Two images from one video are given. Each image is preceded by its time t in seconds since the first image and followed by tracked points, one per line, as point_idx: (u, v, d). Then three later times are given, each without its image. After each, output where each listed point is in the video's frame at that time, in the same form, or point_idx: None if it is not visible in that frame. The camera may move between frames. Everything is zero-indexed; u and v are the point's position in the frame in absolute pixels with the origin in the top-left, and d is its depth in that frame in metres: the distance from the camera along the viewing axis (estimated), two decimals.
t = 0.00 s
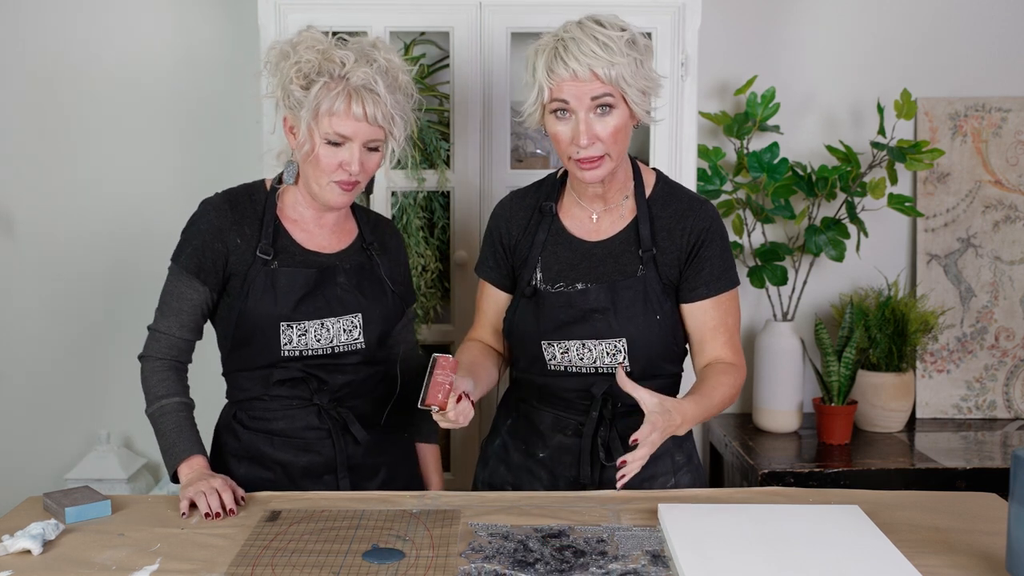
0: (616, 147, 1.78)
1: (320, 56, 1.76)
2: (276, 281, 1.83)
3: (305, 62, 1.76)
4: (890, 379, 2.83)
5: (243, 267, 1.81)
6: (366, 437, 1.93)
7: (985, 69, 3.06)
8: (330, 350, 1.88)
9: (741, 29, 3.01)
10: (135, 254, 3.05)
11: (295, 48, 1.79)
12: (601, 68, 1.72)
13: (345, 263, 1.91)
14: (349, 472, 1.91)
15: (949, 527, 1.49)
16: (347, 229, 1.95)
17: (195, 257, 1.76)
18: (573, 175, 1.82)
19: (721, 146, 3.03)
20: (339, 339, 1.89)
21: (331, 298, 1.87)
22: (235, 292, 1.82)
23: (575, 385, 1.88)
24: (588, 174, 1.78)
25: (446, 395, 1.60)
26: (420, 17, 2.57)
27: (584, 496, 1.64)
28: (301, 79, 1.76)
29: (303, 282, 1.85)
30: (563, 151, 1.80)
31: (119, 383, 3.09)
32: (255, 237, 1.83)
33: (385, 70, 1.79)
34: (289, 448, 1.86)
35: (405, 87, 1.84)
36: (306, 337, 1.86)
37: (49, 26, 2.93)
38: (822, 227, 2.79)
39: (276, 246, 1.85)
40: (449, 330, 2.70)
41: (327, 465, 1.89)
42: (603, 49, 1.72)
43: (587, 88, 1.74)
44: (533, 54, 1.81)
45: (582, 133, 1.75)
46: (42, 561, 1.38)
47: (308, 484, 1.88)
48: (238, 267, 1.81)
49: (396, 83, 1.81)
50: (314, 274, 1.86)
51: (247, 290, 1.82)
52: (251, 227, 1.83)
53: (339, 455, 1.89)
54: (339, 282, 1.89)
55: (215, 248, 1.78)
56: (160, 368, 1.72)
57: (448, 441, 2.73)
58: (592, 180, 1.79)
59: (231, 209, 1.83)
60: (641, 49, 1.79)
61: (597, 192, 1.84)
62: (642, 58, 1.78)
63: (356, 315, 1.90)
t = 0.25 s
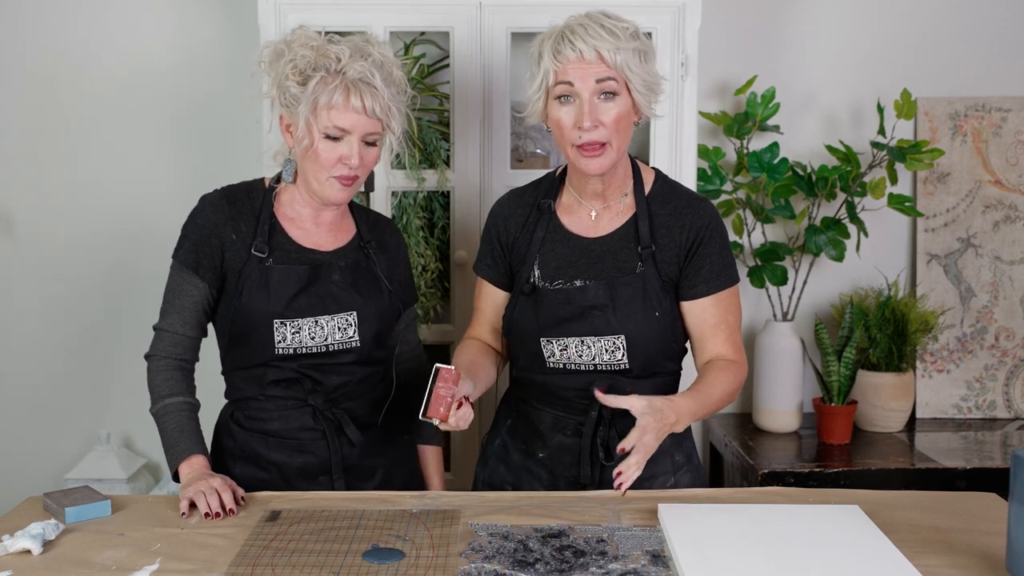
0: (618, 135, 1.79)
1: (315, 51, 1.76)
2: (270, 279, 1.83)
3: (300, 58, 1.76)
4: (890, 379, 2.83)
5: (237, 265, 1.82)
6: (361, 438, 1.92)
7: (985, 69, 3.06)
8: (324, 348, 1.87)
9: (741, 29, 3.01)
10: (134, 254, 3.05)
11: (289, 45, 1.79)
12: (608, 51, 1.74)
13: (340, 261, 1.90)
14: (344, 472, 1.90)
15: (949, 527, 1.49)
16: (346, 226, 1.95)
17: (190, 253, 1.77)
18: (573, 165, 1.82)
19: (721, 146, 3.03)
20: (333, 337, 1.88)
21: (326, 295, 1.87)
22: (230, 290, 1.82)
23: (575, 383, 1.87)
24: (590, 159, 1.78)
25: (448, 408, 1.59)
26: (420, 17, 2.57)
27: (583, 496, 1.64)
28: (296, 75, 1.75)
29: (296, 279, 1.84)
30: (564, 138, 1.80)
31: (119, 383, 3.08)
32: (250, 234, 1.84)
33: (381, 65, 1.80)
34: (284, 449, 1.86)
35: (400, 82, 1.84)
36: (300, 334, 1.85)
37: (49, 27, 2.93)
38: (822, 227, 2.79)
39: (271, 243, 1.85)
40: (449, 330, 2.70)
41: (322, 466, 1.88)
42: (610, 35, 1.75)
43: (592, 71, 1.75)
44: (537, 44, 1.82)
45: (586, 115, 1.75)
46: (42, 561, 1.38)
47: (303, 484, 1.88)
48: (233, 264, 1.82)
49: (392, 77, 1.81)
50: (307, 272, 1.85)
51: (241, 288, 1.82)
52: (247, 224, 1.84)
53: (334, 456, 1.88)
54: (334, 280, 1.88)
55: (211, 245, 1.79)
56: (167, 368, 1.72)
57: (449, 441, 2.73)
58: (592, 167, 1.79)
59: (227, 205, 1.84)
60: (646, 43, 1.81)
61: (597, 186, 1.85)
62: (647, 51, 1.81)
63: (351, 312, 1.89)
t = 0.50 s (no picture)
0: (619, 130, 1.79)
1: (318, 54, 1.77)
2: (271, 278, 1.83)
3: (304, 60, 1.76)
4: (890, 379, 2.83)
5: (238, 264, 1.82)
6: (362, 440, 1.92)
7: (985, 69, 3.06)
8: (324, 348, 1.87)
9: (741, 28, 3.01)
10: (135, 254, 3.05)
11: (292, 47, 1.79)
12: (612, 45, 1.75)
13: (341, 261, 1.90)
14: (345, 473, 1.90)
15: (949, 527, 1.49)
16: (347, 228, 1.95)
17: (191, 251, 1.77)
18: (573, 158, 1.83)
19: (721, 146, 3.03)
20: (333, 338, 1.88)
21: (326, 296, 1.87)
22: (230, 289, 1.82)
23: (575, 381, 1.87)
24: (590, 152, 1.79)
25: (440, 385, 1.61)
26: (420, 18, 2.57)
27: (583, 496, 1.64)
28: (299, 78, 1.75)
29: (297, 279, 1.84)
30: (565, 131, 1.81)
31: (119, 383, 3.09)
32: (251, 233, 1.84)
33: (383, 68, 1.80)
34: (284, 450, 1.86)
35: (402, 86, 1.84)
36: (300, 335, 1.85)
37: (49, 27, 2.93)
38: (822, 227, 2.79)
39: (271, 243, 1.85)
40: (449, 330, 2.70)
41: (322, 467, 1.88)
42: (615, 29, 1.76)
43: (596, 65, 1.76)
44: (542, 40, 1.84)
45: (587, 107, 1.76)
46: (42, 561, 1.37)
47: (303, 485, 1.88)
48: (234, 263, 1.82)
49: (394, 81, 1.81)
50: (307, 272, 1.85)
51: (241, 288, 1.82)
52: (247, 223, 1.84)
53: (334, 457, 1.88)
54: (334, 280, 1.88)
55: (211, 243, 1.79)
56: (167, 365, 1.72)
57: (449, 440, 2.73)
58: (592, 160, 1.79)
59: (228, 203, 1.84)
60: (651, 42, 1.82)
61: (596, 182, 1.85)
62: (652, 49, 1.81)
63: (351, 313, 1.89)
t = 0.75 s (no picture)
0: (618, 131, 1.79)
1: (316, 51, 1.82)
2: (279, 281, 1.83)
3: (304, 57, 1.81)
4: (890, 379, 2.83)
5: (244, 267, 1.81)
6: (368, 440, 1.94)
7: (985, 69, 3.06)
8: (331, 352, 1.88)
9: (741, 28, 3.01)
10: (135, 254, 3.05)
11: (287, 49, 1.84)
12: (613, 47, 1.75)
13: (349, 265, 1.90)
14: (352, 474, 1.92)
15: (949, 527, 1.49)
16: (352, 230, 1.95)
17: (196, 251, 1.76)
18: (572, 158, 1.83)
19: (721, 146, 3.03)
20: (341, 341, 1.88)
21: (333, 299, 1.87)
22: (238, 292, 1.82)
23: (574, 380, 1.87)
24: (590, 152, 1.78)
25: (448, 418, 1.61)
26: (420, 18, 2.57)
27: (583, 496, 1.64)
28: (303, 73, 1.80)
29: (306, 283, 1.84)
30: (564, 131, 1.81)
31: (119, 383, 3.09)
32: (257, 236, 1.83)
33: (381, 54, 1.86)
34: (291, 451, 1.87)
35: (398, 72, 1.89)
36: (308, 338, 1.85)
37: (49, 27, 2.93)
38: (822, 227, 2.79)
39: (278, 246, 1.85)
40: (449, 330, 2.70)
41: (329, 467, 1.89)
42: (616, 31, 1.76)
43: (597, 67, 1.76)
44: (543, 39, 1.84)
45: (588, 108, 1.76)
46: (41, 561, 1.37)
47: (311, 485, 1.89)
48: (240, 265, 1.81)
49: (394, 68, 1.87)
50: (317, 275, 1.85)
51: (249, 291, 1.81)
52: (254, 224, 1.84)
53: (341, 458, 1.89)
54: (342, 284, 1.88)
55: (217, 245, 1.78)
56: (164, 363, 1.71)
57: (449, 440, 2.73)
58: (591, 160, 1.79)
59: (234, 204, 1.84)
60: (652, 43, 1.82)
61: (594, 183, 1.85)
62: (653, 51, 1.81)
63: (359, 317, 1.89)
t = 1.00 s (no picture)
0: (621, 123, 1.79)
1: (306, 51, 1.87)
2: (298, 285, 1.84)
3: (296, 58, 1.86)
4: (890, 379, 2.83)
5: (260, 271, 1.81)
6: (383, 434, 1.97)
7: (985, 69, 3.06)
8: (349, 354, 1.90)
9: (741, 28, 3.01)
10: (135, 254, 3.05)
11: (274, 56, 1.88)
12: (620, 39, 1.76)
13: (363, 267, 1.92)
14: (368, 470, 1.94)
15: (949, 527, 1.49)
16: (358, 232, 1.97)
17: (204, 255, 1.74)
18: (573, 150, 1.82)
19: (721, 146, 3.03)
20: (358, 343, 1.91)
21: (352, 303, 1.89)
22: (254, 297, 1.81)
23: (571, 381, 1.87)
24: (592, 141, 1.78)
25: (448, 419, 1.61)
26: (420, 18, 2.57)
27: (583, 496, 1.64)
28: (295, 73, 1.85)
29: (326, 287, 1.85)
30: (566, 121, 1.81)
31: (119, 383, 3.09)
32: (270, 239, 1.83)
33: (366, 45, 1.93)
34: (310, 450, 1.88)
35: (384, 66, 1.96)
36: (328, 342, 1.87)
37: (49, 27, 2.93)
38: (822, 227, 2.79)
39: (292, 249, 1.85)
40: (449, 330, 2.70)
41: (347, 465, 1.91)
42: (622, 25, 1.77)
43: (603, 57, 1.77)
44: (546, 34, 1.85)
45: (592, 96, 1.77)
46: (41, 561, 1.37)
47: (329, 484, 1.90)
48: (254, 268, 1.81)
49: (381, 62, 1.94)
50: (337, 279, 1.87)
51: (267, 296, 1.82)
52: (265, 228, 1.83)
53: (360, 455, 1.92)
54: (360, 286, 1.90)
55: (228, 249, 1.77)
56: (158, 361, 1.70)
57: (449, 440, 2.73)
58: (592, 152, 1.79)
59: (245, 208, 1.83)
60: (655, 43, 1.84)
61: (594, 180, 1.85)
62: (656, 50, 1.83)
63: (374, 318, 1.92)
